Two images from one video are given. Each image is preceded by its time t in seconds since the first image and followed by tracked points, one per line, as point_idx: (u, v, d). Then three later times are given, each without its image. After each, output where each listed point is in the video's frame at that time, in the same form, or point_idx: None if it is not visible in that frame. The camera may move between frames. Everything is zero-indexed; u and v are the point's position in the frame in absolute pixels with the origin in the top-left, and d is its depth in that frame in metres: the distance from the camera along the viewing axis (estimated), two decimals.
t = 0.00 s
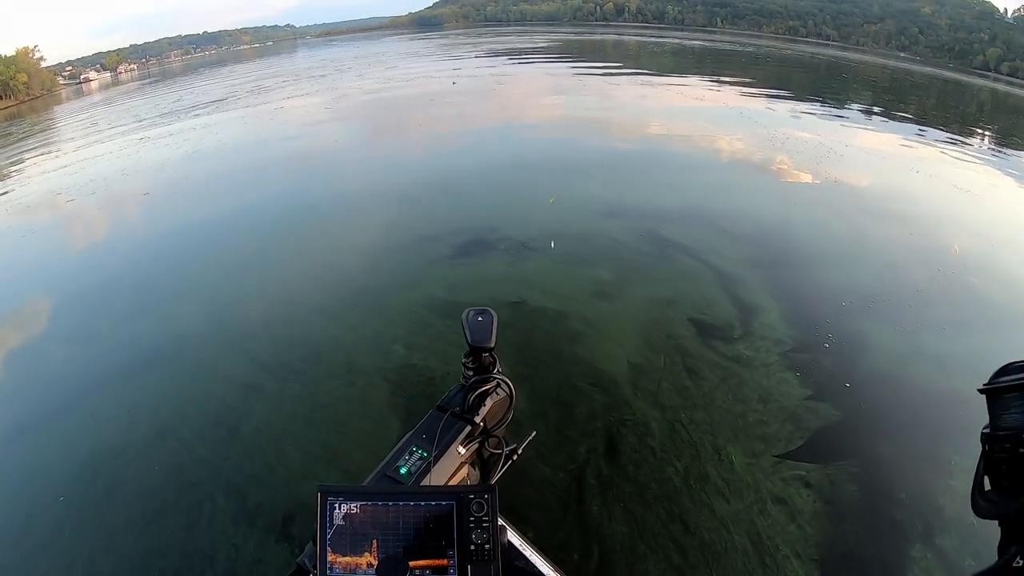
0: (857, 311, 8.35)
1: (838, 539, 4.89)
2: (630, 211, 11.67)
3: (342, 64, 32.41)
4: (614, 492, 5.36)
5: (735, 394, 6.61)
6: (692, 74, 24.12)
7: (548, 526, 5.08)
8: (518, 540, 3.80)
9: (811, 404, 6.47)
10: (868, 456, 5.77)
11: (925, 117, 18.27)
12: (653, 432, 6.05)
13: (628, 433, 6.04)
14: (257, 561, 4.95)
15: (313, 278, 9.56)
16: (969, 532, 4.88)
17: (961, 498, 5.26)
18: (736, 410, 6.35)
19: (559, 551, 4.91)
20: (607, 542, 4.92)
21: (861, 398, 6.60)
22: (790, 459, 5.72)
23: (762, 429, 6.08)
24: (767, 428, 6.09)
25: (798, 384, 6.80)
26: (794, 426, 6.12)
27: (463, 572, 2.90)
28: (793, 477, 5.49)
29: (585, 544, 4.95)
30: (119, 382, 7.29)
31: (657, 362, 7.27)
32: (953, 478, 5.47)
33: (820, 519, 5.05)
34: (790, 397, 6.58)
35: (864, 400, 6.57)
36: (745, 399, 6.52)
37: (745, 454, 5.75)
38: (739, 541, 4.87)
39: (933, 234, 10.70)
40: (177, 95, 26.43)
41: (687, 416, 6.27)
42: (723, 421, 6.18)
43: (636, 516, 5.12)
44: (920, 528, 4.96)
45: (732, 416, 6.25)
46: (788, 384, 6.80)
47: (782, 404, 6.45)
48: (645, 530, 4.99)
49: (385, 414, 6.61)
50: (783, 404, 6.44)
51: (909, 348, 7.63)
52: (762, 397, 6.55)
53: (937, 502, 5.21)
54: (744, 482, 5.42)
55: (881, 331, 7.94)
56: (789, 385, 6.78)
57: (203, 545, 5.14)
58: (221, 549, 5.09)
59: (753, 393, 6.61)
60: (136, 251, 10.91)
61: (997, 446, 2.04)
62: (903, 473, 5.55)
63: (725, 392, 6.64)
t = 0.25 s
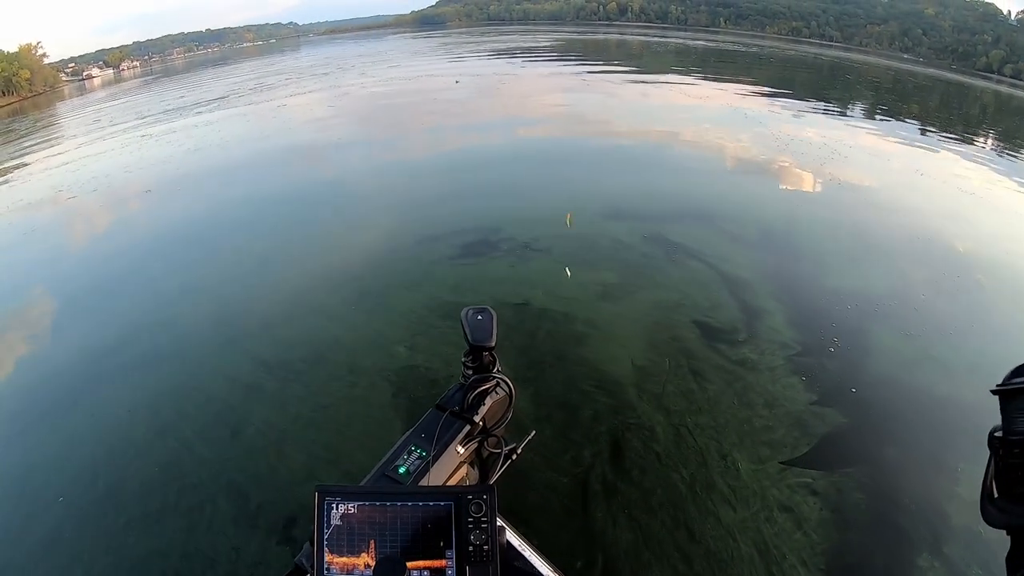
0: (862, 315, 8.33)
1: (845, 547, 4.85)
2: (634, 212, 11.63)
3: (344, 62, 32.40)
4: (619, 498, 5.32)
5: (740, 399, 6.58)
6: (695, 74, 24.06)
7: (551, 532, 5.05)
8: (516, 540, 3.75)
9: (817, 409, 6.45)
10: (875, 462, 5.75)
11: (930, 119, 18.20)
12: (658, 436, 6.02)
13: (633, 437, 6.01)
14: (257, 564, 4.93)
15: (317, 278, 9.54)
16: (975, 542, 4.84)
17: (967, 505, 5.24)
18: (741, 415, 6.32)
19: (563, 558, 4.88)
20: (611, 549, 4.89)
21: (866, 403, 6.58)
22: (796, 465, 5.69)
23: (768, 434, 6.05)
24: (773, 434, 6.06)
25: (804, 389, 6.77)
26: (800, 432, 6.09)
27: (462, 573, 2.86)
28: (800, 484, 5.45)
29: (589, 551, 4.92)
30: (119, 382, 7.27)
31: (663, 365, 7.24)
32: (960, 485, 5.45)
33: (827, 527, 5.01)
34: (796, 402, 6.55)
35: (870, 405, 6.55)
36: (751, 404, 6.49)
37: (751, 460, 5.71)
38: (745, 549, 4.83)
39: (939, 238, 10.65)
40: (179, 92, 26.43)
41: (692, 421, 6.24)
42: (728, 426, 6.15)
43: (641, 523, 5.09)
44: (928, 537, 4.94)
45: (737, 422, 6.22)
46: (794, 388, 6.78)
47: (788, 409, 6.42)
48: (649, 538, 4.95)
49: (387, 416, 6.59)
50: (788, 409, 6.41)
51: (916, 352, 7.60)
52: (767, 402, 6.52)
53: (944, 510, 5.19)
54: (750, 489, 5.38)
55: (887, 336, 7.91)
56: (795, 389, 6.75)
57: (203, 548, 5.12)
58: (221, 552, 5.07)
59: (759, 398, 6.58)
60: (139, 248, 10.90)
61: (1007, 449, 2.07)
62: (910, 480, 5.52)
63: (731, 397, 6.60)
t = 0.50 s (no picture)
0: (868, 320, 8.33)
1: (852, 557, 4.86)
2: (639, 214, 11.63)
3: (349, 60, 32.44)
4: (625, 503, 5.33)
5: (747, 403, 6.56)
6: (701, 75, 24.03)
7: (557, 536, 5.06)
8: (517, 538, 3.77)
9: (823, 415, 6.45)
10: (881, 469, 5.75)
11: (935, 122, 18.14)
12: (665, 441, 6.02)
13: (640, 441, 6.01)
14: (263, 566, 4.98)
15: (323, 277, 9.58)
16: (981, 553, 4.84)
17: (974, 514, 5.24)
18: (748, 420, 6.31)
19: (568, 563, 4.90)
20: (617, 555, 4.90)
21: (873, 410, 6.58)
22: (802, 472, 5.69)
23: (774, 440, 6.05)
24: (780, 439, 6.05)
25: (811, 395, 6.77)
26: (806, 438, 6.09)
27: (464, 571, 2.90)
28: (806, 491, 5.46)
29: (594, 557, 4.94)
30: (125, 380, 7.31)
31: (669, 368, 7.23)
32: (967, 494, 5.45)
33: (833, 536, 5.03)
34: (802, 407, 6.54)
35: (876, 412, 6.55)
36: (757, 408, 6.48)
37: (758, 466, 5.71)
38: (751, 558, 4.84)
39: (945, 243, 10.65)
40: (185, 89, 26.51)
41: (699, 425, 6.23)
42: (735, 431, 6.15)
43: (647, 529, 5.09)
44: (934, 546, 4.94)
45: (744, 427, 6.21)
46: (800, 394, 6.78)
47: (794, 415, 6.41)
48: (655, 544, 4.96)
49: (393, 417, 6.61)
50: (795, 415, 6.40)
51: (922, 359, 7.63)
52: (774, 407, 6.51)
53: (951, 519, 5.19)
54: (756, 496, 5.38)
55: (893, 341, 7.92)
56: (801, 395, 6.75)
57: (208, 548, 5.16)
58: (226, 553, 5.11)
59: (765, 403, 6.57)
60: (144, 246, 10.94)
61: (1005, 434, 1.83)
62: (916, 488, 5.52)
63: (737, 401, 6.59)
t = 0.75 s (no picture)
0: (867, 321, 8.33)
1: (853, 562, 4.85)
2: (638, 213, 11.60)
3: (348, 57, 32.34)
4: (623, 507, 5.30)
5: (747, 405, 6.53)
6: (699, 74, 24.01)
7: (553, 540, 5.04)
8: (507, 536, 3.74)
9: (823, 417, 6.43)
10: (881, 473, 5.74)
11: (934, 122, 18.13)
12: (663, 443, 5.99)
13: (638, 443, 5.98)
14: (256, 568, 4.95)
15: (321, 276, 9.54)
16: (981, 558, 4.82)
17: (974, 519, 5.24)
18: (747, 422, 6.29)
19: (564, 566, 4.88)
20: (615, 559, 4.88)
21: (873, 413, 6.58)
22: (802, 476, 5.68)
23: (773, 442, 6.03)
24: (779, 442, 6.03)
25: (810, 397, 6.75)
26: (806, 441, 6.08)
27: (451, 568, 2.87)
28: (806, 496, 5.45)
29: (591, 560, 4.91)
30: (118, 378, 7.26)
31: (668, 369, 7.20)
32: (967, 499, 5.45)
33: (834, 541, 5.02)
34: (802, 409, 6.52)
35: (876, 415, 6.55)
36: (756, 411, 6.45)
37: (757, 470, 5.69)
38: (751, 563, 4.83)
39: (943, 244, 10.65)
40: (182, 85, 26.42)
41: (698, 427, 6.20)
42: (734, 434, 6.12)
43: (645, 532, 5.07)
44: (935, 553, 4.93)
45: (743, 429, 6.19)
46: (800, 396, 6.76)
47: (794, 417, 6.39)
48: (654, 549, 4.94)
49: (389, 417, 6.57)
50: (795, 418, 6.38)
51: (922, 361, 7.63)
52: (773, 409, 6.48)
53: (951, 524, 5.18)
54: (755, 500, 5.37)
55: (893, 343, 7.93)
56: (801, 397, 6.73)
57: (200, 550, 5.12)
58: (219, 555, 5.08)
59: (765, 405, 6.54)
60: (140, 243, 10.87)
61: (1008, 475, 1.96)
62: (917, 493, 5.52)
63: (736, 403, 6.57)
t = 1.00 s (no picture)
0: (867, 317, 8.37)
1: (857, 559, 4.89)
2: (637, 208, 11.60)
3: (343, 51, 32.15)
4: (627, 504, 5.33)
5: (749, 402, 6.56)
6: (697, 68, 23.94)
7: (556, 538, 5.07)
8: (506, 531, 3.75)
9: (826, 413, 6.46)
10: (883, 470, 5.77)
11: (931, 117, 18.16)
12: (666, 440, 6.00)
13: (641, 440, 6.00)
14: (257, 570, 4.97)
15: (320, 272, 9.52)
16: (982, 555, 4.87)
17: (974, 516, 5.28)
18: (750, 419, 6.31)
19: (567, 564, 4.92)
20: (619, 557, 4.91)
21: (875, 409, 6.60)
22: (805, 473, 5.71)
23: (776, 439, 6.06)
24: (782, 439, 6.06)
25: (813, 393, 6.76)
26: (808, 438, 6.11)
27: (450, 561, 2.98)
28: (809, 493, 5.48)
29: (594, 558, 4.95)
30: (116, 377, 7.23)
31: (669, 365, 7.20)
32: (967, 496, 5.49)
33: (837, 538, 5.05)
34: (804, 406, 6.55)
35: (878, 411, 6.57)
36: (759, 408, 6.47)
37: (760, 467, 5.73)
38: (754, 561, 4.89)
39: (940, 239, 10.70)
40: (177, 80, 26.26)
41: (701, 424, 6.22)
42: (737, 431, 6.14)
43: (649, 530, 5.10)
44: (936, 551, 4.97)
45: (746, 426, 6.21)
46: (802, 392, 6.77)
47: (797, 414, 6.42)
48: (658, 547, 4.97)
49: (390, 415, 6.57)
50: (797, 414, 6.41)
51: (921, 356, 7.68)
52: (776, 406, 6.51)
53: (952, 522, 5.22)
54: (759, 497, 5.40)
55: (893, 338, 7.97)
56: (803, 393, 6.74)
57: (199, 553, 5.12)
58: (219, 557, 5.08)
59: (767, 401, 6.57)
60: (136, 239, 10.81)
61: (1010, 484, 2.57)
62: (919, 491, 5.55)
63: (739, 400, 6.58)
